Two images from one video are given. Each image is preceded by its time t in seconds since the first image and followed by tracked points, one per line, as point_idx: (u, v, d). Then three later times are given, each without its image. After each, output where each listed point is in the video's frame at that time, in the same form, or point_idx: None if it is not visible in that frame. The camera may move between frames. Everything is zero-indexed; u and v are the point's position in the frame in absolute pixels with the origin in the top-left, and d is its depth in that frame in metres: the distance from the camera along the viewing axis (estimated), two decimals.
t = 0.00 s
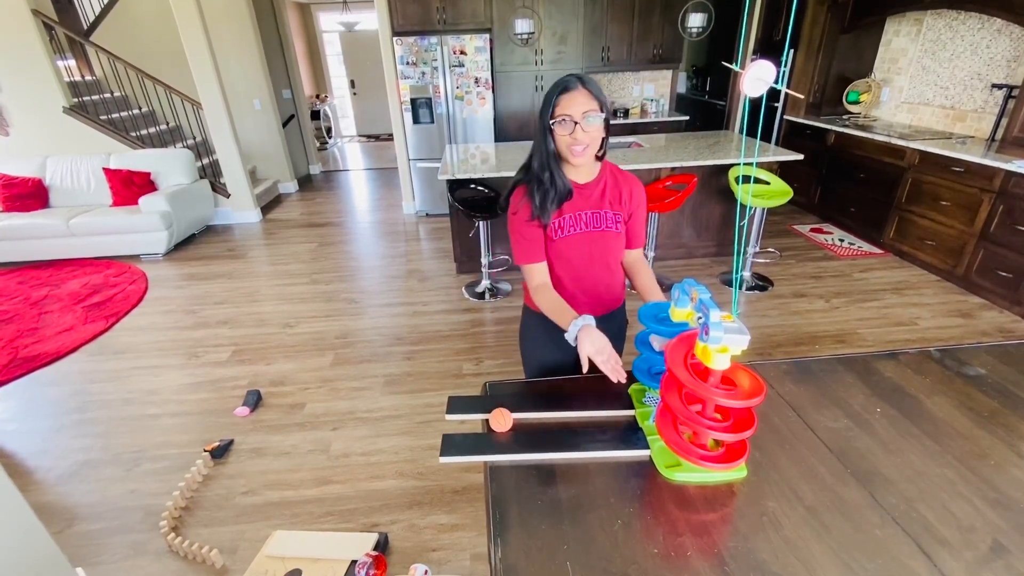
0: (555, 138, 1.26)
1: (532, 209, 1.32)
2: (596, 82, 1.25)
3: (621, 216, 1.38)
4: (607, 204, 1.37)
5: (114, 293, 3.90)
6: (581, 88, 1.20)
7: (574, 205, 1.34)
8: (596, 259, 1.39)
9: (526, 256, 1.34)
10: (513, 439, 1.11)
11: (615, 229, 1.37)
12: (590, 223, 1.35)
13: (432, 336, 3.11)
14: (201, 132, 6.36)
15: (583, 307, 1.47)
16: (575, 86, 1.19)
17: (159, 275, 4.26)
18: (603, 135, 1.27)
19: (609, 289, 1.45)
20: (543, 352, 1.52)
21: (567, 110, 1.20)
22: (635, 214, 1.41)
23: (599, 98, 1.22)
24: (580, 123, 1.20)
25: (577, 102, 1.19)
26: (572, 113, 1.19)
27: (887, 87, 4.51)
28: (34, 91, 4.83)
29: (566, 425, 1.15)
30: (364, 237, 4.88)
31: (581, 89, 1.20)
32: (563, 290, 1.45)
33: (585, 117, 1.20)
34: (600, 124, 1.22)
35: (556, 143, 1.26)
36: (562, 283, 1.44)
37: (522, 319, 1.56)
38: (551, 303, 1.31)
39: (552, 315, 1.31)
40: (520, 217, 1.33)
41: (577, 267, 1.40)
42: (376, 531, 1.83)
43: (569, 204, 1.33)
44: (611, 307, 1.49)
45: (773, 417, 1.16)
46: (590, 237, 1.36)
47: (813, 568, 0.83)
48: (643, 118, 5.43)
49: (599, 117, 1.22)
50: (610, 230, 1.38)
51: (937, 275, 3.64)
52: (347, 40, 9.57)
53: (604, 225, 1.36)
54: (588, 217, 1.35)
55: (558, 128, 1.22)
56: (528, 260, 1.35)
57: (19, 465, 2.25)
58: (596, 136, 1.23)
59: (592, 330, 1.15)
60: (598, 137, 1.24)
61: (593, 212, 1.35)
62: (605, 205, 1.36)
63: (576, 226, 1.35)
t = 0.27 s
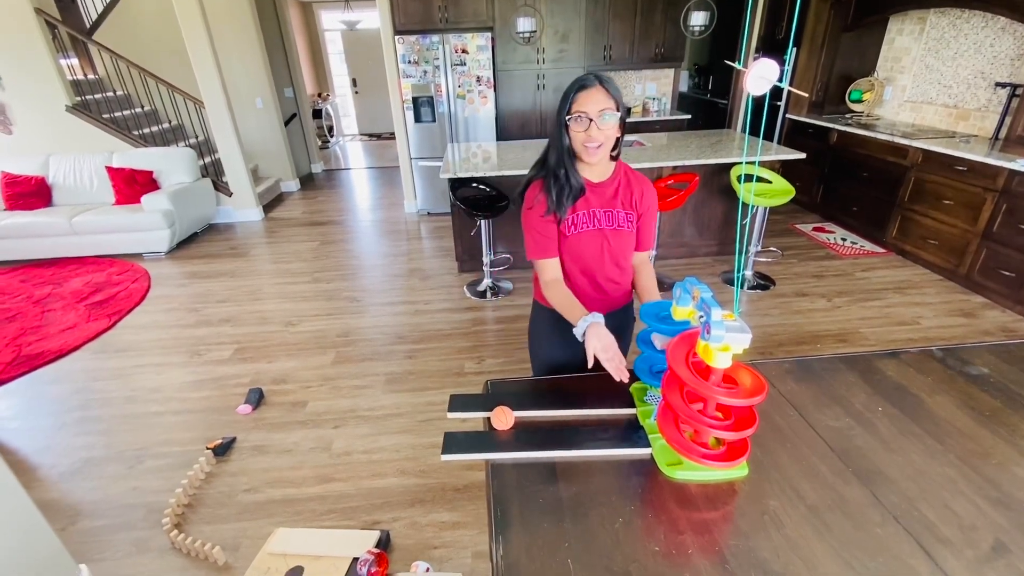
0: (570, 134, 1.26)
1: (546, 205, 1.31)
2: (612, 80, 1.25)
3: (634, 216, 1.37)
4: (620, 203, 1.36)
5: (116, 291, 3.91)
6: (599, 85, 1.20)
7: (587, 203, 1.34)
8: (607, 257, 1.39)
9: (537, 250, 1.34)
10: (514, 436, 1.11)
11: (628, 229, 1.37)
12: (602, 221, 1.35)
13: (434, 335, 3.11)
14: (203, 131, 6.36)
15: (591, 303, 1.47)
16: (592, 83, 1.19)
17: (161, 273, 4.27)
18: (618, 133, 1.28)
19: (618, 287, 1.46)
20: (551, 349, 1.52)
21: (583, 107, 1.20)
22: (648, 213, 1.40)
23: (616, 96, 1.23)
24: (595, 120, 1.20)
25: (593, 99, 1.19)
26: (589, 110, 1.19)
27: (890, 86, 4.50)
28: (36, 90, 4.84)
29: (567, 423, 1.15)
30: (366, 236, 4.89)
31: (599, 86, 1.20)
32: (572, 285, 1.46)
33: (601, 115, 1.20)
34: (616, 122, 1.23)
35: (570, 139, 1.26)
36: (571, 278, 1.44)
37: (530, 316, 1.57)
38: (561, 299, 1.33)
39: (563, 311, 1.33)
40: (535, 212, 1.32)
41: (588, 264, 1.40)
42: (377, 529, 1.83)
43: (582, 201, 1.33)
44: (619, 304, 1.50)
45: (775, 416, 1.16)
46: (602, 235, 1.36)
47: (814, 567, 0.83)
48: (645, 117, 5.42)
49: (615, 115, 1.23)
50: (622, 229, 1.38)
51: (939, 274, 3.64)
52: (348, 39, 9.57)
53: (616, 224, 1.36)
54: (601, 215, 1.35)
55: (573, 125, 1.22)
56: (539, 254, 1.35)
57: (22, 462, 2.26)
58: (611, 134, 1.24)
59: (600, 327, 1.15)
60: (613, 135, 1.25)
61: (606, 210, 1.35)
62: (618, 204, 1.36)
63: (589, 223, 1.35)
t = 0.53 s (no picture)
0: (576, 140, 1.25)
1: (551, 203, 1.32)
2: (622, 81, 1.20)
3: (640, 213, 1.37)
4: (626, 199, 1.36)
5: (121, 288, 3.93)
6: (606, 95, 1.16)
7: (593, 199, 1.33)
8: (610, 253, 1.39)
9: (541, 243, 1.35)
10: (517, 434, 1.11)
11: (633, 225, 1.37)
12: (607, 216, 1.35)
13: (437, 333, 3.12)
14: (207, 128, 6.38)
15: (594, 299, 1.47)
16: (598, 95, 1.16)
17: (166, 271, 4.29)
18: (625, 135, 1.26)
19: (622, 283, 1.46)
20: (556, 344, 1.52)
21: (588, 120, 1.18)
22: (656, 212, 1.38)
23: (624, 103, 1.19)
24: (598, 133, 1.19)
25: (599, 112, 1.16)
26: (593, 123, 1.18)
27: (896, 84, 4.47)
28: (42, 87, 4.86)
29: (570, 421, 1.16)
30: (369, 234, 4.89)
31: (606, 96, 1.16)
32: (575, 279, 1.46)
33: (605, 127, 1.19)
34: (621, 131, 1.21)
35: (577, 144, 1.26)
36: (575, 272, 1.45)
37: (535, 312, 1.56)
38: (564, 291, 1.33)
39: (565, 303, 1.33)
40: (541, 207, 1.32)
41: (591, 258, 1.40)
42: (380, 525, 1.84)
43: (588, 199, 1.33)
44: (623, 301, 1.50)
45: (778, 414, 1.16)
46: (606, 231, 1.36)
47: (817, 565, 0.83)
48: (649, 115, 5.40)
49: (621, 124, 1.21)
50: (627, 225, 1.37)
51: (944, 273, 3.62)
52: (352, 37, 9.58)
53: (622, 220, 1.35)
54: (606, 211, 1.34)
55: (578, 134, 1.21)
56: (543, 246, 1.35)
57: (28, 457, 2.28)
58: (616, 142, 1.23)
59: (605, 319, 1.15)
60: (618, 141, 1.24)
61: (611, 206, 1.34)
62: (624, 201, 1.35)
63: (594, 218, 1.35)
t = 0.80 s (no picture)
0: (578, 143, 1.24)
1: (550, 205, 1.32)
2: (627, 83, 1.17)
3: (641, 215, 1.36)
4: (628, 201, 1.34)
5: (128, 284, 3.96)
6: (610, 99, 1.14)
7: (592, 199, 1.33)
8: (609, 253, 1.39)
9: (537, 241, 1.37)
10: (520, 432, 1.11)
11: (633, 227, 1.36)
12: (607, 217, 1.34)
13: (441, 330, 3.12)
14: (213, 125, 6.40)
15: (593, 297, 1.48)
16: (602, 99, 1.13)
17: (172, 267, 4.31)
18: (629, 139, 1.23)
19: (621, 283, 1.45)
20: (557, 341, 1.51)
21: (589, 124, 1.16)
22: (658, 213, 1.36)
23: (627, 107, 1.17)
24: (600, 138, 1.17)
25: (601, 116, 1.15)
26: (595, 128, 1.16)
27: (904, 81, 4.43)
28: (50, 84, 4.89)
29: (573, 419, 1.16)
30: (374, 231, 4.90)
31: (608, 100, 1.14)
32: (573, 278, 1.47)
33: (608, 132, 1.17)
34: (624, 136, 1.19)
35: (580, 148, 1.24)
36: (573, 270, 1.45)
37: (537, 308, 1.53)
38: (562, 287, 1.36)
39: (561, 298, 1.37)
40: (539, 208, 1.33)
41: (590, 258, 1.41)
42: (383, 522, 1.85)
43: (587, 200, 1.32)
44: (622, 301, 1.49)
45: (783, 414, 1.16)
46: (605, 231, 1.35)
47: (821, 566, 0.83)
48: (654, 112, 5.38)
49: (624, 129, 1.19)
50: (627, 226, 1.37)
51: (952, 273, 3.59)
52: (357, 34, 9.59)
53: (621, 221, 1.35)
54: (605, 212, 1.34)
55: (580, 138, 1.19)
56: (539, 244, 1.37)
57: (36, 451, 2.30)
58: (619, 147, 1.21)
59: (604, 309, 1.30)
60: (621, 146, 1.22)
61: (611, 207, 1.34)
62: (625, 203, 1.34)
63: (593, 219, 1.35)
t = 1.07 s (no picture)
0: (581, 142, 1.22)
1: (551, 202, 1.29)
2: (631, 79, 1.16)
3: (644, 211, 1.31)
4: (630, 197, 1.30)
5: (137, 279, 3.99)
6: (615, 97, 1.13)
7: (592, 196, 1.29)
8: (609, 251, 1.34)
9: (529, 230, 1.36)
10: (525, 429, 1.11)
11: (635, 223, 1.31)
12: (607, 214, 1.30)
13: (447, 327, 3.12)
14: (221, 121, 6.43)
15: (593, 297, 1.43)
16: (608, 96, 1.12)
17: (180, 262, 4.34)
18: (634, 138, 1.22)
19: (622, 283, 1.40)
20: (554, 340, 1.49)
21: (594, 122, 1.15)
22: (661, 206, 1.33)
23: (632, 105, 1.16)
24: (606, 137, 1.15)
25: (607, 115, 1.13)
26: (600, 127, 1.14)
27: (917, 78, 4.37)
28: (60, 80, 4.93)
29: (579, 416, 1.15)
30: (380, 228, 4.91)
31: (614, 98, 1.13)
32: (572, 276, 1.42)
33: (614, 131, 1.15)
34: (630, 135, 1.18)
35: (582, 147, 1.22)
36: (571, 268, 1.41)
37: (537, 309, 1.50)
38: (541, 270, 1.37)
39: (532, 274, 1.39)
40: (536, 201, 1.33)
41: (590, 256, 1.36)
42: (388, 517, 1.85)
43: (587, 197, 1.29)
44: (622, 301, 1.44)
45: (791, 413, 1.14)
46: (605, 229, 1.31)
47: (829, 567, 0.82)
48: (662, 109, 5.34)
49: (630, 128, 1.17)
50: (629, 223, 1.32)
51: (964, 272, 3.55)
52: (365, 31, 9.59)
53: (623, 218, 1.30)
54: (606, 208, 1.30)
55: (584, 138, 1.17)
56: (532, 235, 1.37)
57: (46, 443, 2.33)
58: (624, 147, 1.20)
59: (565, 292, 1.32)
60: (626, 145, 1.20)
61: (612, 204, 1.29)
62: (628, 199, 1.29)
63: (594, 214, 1.30)
